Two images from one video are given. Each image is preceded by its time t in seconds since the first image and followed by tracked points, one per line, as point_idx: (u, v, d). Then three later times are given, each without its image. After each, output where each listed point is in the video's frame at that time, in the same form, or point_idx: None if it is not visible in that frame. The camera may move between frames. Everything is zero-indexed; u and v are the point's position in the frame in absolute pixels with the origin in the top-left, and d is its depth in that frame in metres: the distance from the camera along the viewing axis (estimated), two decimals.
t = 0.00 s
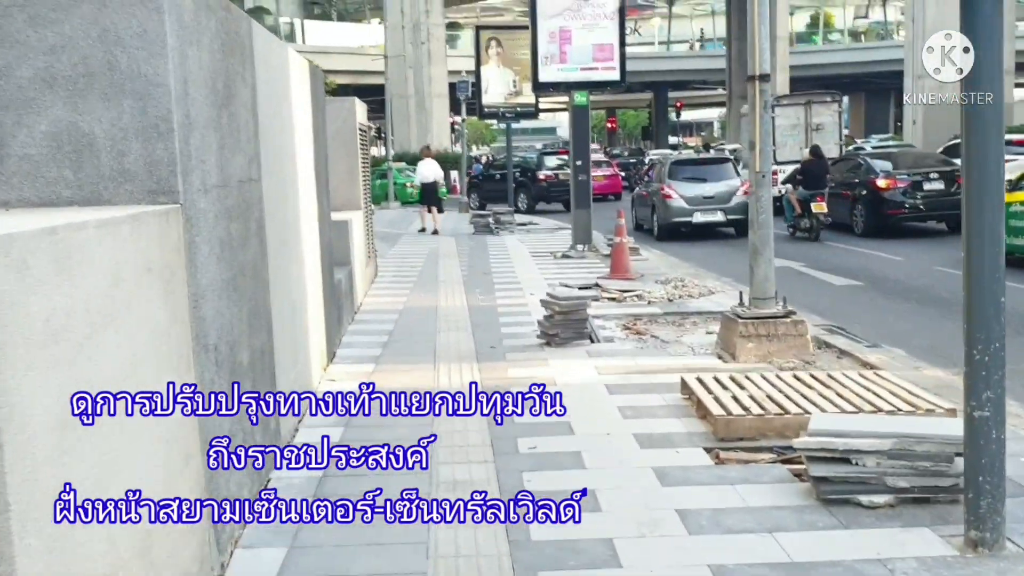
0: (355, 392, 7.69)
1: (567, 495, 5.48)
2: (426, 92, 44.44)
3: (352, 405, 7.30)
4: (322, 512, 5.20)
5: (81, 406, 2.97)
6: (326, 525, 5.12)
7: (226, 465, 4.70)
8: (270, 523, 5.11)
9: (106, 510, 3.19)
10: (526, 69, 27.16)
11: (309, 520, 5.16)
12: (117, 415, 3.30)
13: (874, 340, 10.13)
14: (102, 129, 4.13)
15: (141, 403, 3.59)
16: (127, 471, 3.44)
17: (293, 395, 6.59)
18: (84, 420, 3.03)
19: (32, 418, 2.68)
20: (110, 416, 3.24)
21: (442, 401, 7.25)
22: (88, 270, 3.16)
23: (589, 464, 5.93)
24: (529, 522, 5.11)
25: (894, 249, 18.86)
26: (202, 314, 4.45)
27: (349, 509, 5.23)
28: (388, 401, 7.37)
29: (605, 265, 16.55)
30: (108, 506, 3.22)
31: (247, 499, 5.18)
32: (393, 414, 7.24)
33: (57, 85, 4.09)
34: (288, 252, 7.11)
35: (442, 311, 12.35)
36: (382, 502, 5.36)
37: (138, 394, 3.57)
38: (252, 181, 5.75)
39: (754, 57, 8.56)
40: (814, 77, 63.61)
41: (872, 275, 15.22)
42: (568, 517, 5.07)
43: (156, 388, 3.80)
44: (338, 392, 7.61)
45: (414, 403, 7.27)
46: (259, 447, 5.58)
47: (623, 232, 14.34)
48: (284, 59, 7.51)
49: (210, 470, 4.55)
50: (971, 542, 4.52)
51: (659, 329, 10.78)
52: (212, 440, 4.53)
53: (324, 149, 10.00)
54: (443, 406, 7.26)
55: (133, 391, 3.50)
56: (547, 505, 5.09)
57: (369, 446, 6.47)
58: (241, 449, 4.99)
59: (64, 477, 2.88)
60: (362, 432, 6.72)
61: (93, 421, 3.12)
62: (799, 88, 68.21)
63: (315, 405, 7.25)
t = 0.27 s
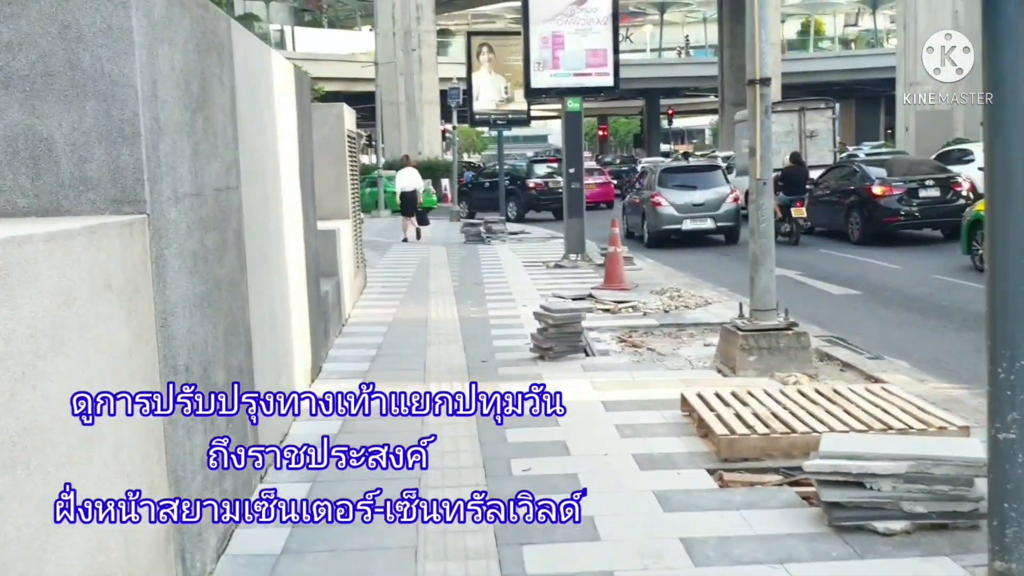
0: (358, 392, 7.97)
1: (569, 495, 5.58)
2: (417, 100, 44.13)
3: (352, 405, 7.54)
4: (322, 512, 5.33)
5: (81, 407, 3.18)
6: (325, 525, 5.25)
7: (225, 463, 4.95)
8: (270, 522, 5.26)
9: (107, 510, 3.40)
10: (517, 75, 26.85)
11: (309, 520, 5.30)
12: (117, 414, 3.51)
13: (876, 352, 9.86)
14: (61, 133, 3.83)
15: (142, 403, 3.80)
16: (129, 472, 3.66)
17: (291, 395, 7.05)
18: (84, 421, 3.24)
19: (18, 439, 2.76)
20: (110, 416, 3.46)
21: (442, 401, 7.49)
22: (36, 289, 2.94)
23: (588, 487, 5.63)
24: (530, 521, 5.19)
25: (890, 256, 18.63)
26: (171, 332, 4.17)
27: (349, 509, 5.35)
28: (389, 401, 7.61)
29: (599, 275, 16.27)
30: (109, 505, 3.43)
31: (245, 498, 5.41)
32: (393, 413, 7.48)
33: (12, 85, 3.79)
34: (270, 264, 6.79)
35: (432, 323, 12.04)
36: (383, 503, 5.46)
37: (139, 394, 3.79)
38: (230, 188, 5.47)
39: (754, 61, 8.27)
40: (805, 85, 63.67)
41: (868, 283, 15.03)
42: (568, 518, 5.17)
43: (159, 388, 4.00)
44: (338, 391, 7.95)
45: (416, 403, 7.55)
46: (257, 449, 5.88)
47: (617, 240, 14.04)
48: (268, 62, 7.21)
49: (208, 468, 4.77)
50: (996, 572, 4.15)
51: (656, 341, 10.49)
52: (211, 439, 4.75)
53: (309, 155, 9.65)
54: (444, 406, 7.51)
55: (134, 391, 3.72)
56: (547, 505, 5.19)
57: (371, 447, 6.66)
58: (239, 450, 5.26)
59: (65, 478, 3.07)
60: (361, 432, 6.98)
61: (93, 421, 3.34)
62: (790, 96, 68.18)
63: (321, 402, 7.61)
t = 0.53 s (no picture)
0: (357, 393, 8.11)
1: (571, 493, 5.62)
2: (410, 102, 43.80)
3: (353, 404, 7.65)
4: (322, 512, 5.38)
5: (81, 409, 3.41)
6: (325, 524, 5.30)
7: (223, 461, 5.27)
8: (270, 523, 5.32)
9: (107, 509, 3.60)
10: (508, 77, 26.53)
11: (309, 520, 5.35)
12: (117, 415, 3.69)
13: (879, 359, 9.57)
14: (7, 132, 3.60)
15: (142, 404, 3.98)
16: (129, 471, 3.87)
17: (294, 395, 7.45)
18: (83, 420, 3.46)
19: (9, 456, 2.89)
20: (109, 417, 3.65)
21: (442, 401, 7.61)
22: None
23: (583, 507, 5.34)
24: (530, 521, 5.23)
25: (887, 260, 18.40)
26: (132, 345, 3.91)
27: (349, 509, 5.41)
28: (389, 401, 7.73)
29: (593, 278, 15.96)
30: (109, 505, 3.64)
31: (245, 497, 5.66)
32: (393, 413, 7.59)
33: None
34: (247, 269, 6.50)
35: (421, 329, 11.73)
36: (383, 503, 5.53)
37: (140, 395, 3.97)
38: (199, 189, 5.21)
39: (752, 59, 7.99)
40: (798, 87, 63.42)
41: (864, 287, 14.79)
42: (568, 517, 5.20)
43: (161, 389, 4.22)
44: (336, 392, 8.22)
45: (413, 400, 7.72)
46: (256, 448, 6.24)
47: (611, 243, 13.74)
48: (244, 59, 6.94)
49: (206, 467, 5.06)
50: None
51: (651, 347, 10.21)
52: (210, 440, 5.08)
53: (291, 156, 9.35)
54: (443, 406, 7.63)
55: (134, 392, 3.90)
56: (547, 505, 5.24)
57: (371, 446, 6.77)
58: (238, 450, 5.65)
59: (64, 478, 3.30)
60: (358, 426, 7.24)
61: (93, 421, 3.56)
62: (783, 98, 67.97)
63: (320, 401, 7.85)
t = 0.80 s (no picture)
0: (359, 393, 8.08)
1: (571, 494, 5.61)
2: (401, 104, 43.45)
3: (353, 405, 7.62)
4: (322, 512, 5.38)
5: (80, 408, 3.50)
6: (325, 525, 5.29)
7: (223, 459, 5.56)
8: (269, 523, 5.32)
9: (106, 509, 3.66)
10: (500, 78, 26.32)
11: (309, 519, 5.35)
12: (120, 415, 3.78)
13: (881, 368, 9.27)
14: None
15: (143, 404, 4.10)
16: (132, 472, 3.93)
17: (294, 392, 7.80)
18: (84, 420, 3.55)
19: None
20: (110, 416, 3.70)
21: (443, 401, 7.53)
22: None
23: (580, 530, 5.06)
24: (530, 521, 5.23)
25: (883, 264, 18.13)
26: (94, 362, 3.63)
27: (349, 508, 5.40)
28: (390, 400, 7.69)
29: (586, 283, 15.67)
30: (110, 506, 3.71)
31: (243, 498, 5.72)
32: (393, 413, 7.55)
33: None
34: (227, 276, 6.19)
35: (410, 335, 11.43)
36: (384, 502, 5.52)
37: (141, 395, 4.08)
38: (173, 193, 4.94)
39: (753, 59, 7.71)
40: (790, 91, 63.24)
41: (860, 292, 14.55)
42: (568, 517, 5.19)
43: (161, 389, 4.41)
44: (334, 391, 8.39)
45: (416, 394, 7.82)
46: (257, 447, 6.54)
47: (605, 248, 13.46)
48: (226, 56, 6.64)
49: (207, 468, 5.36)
50: None
51: (646, 355, 9.93)
52: (211, 439, 5.36)
53: (277, 157, 9.04)
54: (445, 405, 7.56)
55: (133, 393, 3.98)
56: (547, 505, 5.22)
57: (372, 446, 6.75)
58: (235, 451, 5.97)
59: (64, 478, 3.40)
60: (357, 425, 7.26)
61: (94, 421, 3.62)
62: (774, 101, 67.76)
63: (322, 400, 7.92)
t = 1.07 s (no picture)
0: (361, 393, 8.11)
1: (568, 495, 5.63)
2: (391, 106, 43.06)
3: (353, 405, 7.65)
4: (322, 512, 5.36)
5: (79, 409, 3.41)
6: (325, 525, 5.28)
7: (223, 458, 5.75)
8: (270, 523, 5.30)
9: (107, 508, 3.65)
10: (493, 80, 26.01)
11: (308, 520, 5.34)
12: (120, 415, 3.85)
13: (888, 378, 8.96)
14: None
15: (141, 403, 4.19)
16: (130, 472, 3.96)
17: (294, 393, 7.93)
18: (84, 420, 3.47)
19: None
20: (110, 415, 3.73)
21: (442, 401, 7.59)
22: None
23: (583, 557, 4.73)
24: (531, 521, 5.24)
25: (881, 270, 17.86)
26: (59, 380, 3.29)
27: (349, 509, 5.39)
28: (389, 401, 7.75)
29: (581, 289, 15.33)
30: (110, 504, 3.69)
31: (243, 498, 5.71)
32: (393, 413, 7.61)
33: None
34: (209, 282, 5.84)
35: (400, 342, 11.08)
36: (383, 502, 5.50)
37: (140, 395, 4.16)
38: (150, 191, 4.59)
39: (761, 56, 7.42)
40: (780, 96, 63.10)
41: (857, 298, 14.29)
42: (568, 518, 5.19)
43: (161, 389, 4.55)
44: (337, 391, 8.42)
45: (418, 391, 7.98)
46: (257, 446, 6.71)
47: (600, 252, 13.16)
48: (210, 49, 6.29)
49: (207, 469, 5.54)
50: None
51: (645, 364, 9.61)
52: (211, 439, 5.56)
53: (265, 156, 8.69)
54: (444, 405, 7.61)
55: (132, 392, 4.07)
56: (547, 505, 5.22)
57: (371, 446, 6.76)
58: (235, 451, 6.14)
59: (64, 478, 3.30)
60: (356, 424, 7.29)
61: (93, 420, 3.58)
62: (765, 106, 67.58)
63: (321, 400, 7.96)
